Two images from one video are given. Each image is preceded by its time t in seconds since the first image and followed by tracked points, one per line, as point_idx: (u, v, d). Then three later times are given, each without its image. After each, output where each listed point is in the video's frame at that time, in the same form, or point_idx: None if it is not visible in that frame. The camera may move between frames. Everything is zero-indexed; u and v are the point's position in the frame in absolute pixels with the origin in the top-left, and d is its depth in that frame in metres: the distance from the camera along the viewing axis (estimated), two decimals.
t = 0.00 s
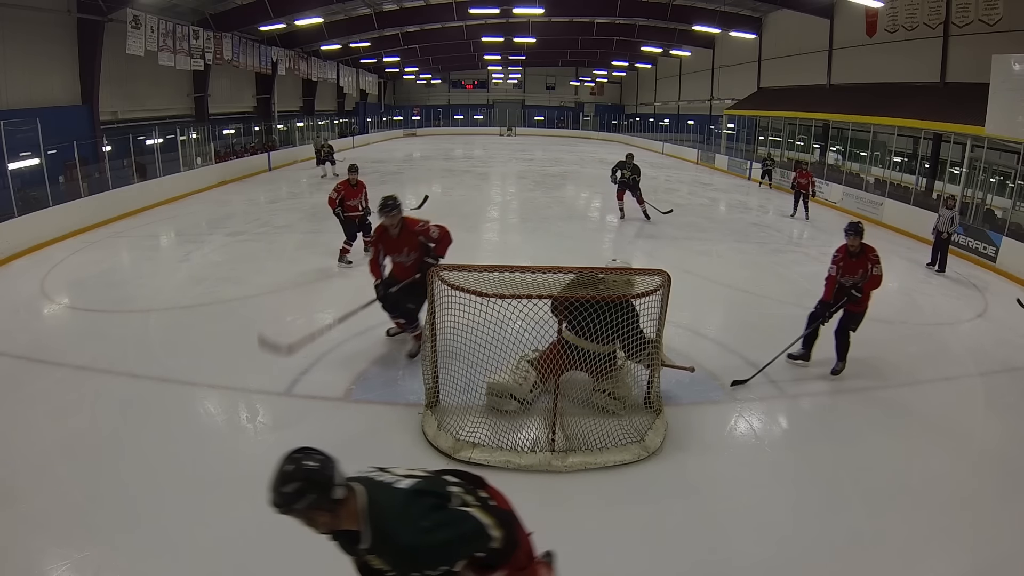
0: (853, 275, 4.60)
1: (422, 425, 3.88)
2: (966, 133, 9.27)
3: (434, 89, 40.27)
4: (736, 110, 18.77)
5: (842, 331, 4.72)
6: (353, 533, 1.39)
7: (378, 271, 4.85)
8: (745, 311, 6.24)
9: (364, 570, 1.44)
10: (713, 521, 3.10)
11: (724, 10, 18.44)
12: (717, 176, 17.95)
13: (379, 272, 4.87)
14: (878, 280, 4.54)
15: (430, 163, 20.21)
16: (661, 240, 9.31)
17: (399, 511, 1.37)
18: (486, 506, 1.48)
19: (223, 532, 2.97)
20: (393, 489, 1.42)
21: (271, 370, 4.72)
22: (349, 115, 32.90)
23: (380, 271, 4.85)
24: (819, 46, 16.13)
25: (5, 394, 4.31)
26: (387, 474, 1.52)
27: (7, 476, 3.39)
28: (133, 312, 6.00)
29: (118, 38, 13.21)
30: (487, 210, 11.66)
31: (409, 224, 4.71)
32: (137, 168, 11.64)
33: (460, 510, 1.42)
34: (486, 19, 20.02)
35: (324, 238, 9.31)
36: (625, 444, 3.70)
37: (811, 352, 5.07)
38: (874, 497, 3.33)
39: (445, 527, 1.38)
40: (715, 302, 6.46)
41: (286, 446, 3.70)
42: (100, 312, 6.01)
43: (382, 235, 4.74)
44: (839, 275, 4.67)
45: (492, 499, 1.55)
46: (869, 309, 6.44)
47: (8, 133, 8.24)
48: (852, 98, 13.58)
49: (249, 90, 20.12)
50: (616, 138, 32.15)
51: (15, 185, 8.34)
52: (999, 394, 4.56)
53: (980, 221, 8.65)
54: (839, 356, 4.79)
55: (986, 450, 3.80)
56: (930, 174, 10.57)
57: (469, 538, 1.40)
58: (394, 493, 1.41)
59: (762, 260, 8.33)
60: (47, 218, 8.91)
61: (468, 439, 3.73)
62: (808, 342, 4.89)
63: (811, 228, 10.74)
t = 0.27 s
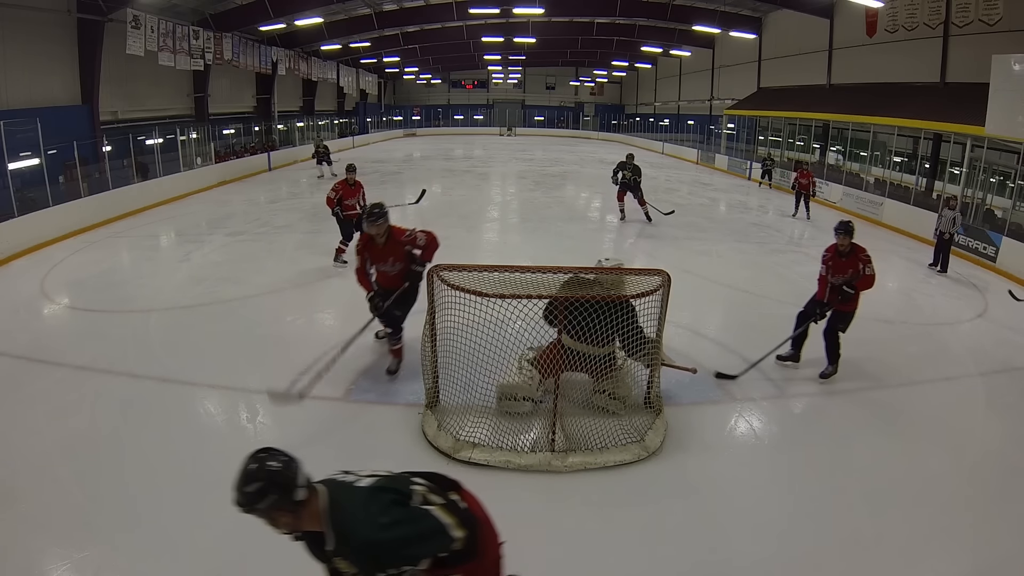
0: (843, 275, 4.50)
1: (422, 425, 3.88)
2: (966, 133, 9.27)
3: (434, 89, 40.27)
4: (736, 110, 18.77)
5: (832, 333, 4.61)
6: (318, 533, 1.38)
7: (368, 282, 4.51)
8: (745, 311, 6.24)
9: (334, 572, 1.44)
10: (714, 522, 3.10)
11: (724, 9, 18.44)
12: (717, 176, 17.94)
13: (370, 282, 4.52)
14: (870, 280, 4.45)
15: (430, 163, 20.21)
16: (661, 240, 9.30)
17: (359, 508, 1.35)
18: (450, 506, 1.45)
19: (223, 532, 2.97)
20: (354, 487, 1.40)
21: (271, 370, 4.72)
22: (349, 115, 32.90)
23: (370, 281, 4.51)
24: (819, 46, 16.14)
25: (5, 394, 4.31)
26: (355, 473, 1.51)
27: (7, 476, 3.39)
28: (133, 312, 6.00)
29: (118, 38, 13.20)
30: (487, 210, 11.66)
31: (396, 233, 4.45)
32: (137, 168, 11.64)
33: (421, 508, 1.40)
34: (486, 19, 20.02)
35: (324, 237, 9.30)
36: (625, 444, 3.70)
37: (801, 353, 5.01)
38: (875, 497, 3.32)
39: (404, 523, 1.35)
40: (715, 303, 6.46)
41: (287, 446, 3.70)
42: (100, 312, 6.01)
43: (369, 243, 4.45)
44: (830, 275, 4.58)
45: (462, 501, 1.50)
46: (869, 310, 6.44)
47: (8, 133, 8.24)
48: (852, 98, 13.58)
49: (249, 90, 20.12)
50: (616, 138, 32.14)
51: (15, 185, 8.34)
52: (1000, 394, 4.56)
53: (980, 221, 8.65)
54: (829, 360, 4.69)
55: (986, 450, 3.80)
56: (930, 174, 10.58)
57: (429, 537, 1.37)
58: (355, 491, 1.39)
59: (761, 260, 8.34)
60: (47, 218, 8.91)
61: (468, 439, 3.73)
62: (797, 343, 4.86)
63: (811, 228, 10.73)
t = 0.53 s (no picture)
0: (833, 274, 4.44)
1: (422, 425, 3.89)
2: (966, 133, 9.27)
3: (434, 89, 40.26)
4: (736, 110, 18.77)
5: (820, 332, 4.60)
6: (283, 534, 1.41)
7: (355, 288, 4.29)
8: (745, 311, 6.24)
9: None
10: (714, 521, 3.10)
11: (724, 9, 18.44)
12: (717, 176, 17.94)
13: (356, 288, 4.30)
14: (862, 279, 4.36)
15: (430, 163, 20.21)
16: (661, 240, 9.30)
17: (321, 509, 1.38)
18: (415, 518, 1.44)
19: (222, 532, 2.97)
20: (318, 488, 1.44)
21: (271, 370, 4.72)
22: (349, 115, 32.89)
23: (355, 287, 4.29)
24: (819, 46, 16.14)
25: (5, 394, 4.31)
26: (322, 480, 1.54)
27: (7, 476, 3.39)
28: (132, 312, 6.00)
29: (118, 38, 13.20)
30: (487, 210, 11.66)
31: (381, 242, 4.21)
32: (137, 168, 11.64)
33: (382, 512, 1.41)
34: (486, 19, 20.02)
35: (324, 237, 9.31)
36: (625, 444, 3.70)
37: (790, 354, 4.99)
38: (875, 497, 3.32)
39: (361, 529, 1.36)
40: (715, 303, 6.47)
41: (287, 446, 3.70)
42: (100, 312, 6.01)
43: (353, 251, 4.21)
44: (819, 274, 4.52)
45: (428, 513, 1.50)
46: (869, 309, 6.44)
47: (8, 133, 8.24)
48: (852, 98, 13.58)
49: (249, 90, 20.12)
50: (616, 138, 32.13)
51: (15, 185, 8.34)
52: (1000, 394, 4.56)
53: (980, 221, 8.65)
54: (818, 361, 4.67)
55: (986, 451, 3.80)
56: (930, 174, 10.59)
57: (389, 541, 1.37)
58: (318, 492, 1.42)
59: (761, 260, 8.34)
60: (47, 218, 8.91)
61: (468, 439, 3.73)
62: (786, 344, 4.83)
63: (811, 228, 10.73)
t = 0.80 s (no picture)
0: (821, 273, 4.39)
1: (422, 425, 3.88)
2: (966, 133, 9.27)
3: (434, 89, 40.26)
4: (736, 109, 18.77)
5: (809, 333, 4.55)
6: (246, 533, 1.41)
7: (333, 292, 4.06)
8: (745, 310, 6.25)
9: None
10: (714, 521, 3.10)
11: (724, 10, 18.44)
12: (717, 176, 17.94)
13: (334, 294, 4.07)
14: (851, 278, 4.35)
15: (430, 163, 20.22)
16: (661, 240, 9.30)
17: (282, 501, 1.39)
18: (373, 524, 1.37)
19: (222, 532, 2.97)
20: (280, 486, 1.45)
21: (270, 370, 4.72)
22: (349, 115, 32.88)
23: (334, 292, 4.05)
24: (819, 46, 16.14)
25: (5, 394, 4.31)
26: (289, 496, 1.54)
27: (6, 476, 3.39)
28: (132, 312, 6.00)
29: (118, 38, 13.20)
30: (487, 210, 11.66)
31: (363, 253, 3.91)
32: (137, 168, 11.64)
33: (336, 511, 1.35)
34: (486, 19, 20.02)
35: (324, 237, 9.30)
36: (625, 444, 3.70)
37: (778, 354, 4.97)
38: (875, 497, 3.32)
39: (317, 530, 1.30)
40: (715, 302, 6.47)
41: (287, 446, 3.70)
42: (100, 312, 6.01)
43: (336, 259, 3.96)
44: (807, 272, 4.47)
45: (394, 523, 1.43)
46: (869, 309, 6.44)
47: (8, 133, 8.24)
48: (852, 98, 13.58)
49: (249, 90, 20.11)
50: (616, 138, 32.13)
51: (15, 185, 8.34)
52: (999, 394, 4.56)
53: (981, 221, 8.65)
54: (806, 361, 4.62)
55: (986, 450, 3.80)
56: (930, 174, 10.59)
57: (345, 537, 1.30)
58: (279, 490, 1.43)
59: (761, 260, 8.34)
60: (47, 218, 8.91)
61: (468, 439, 3.73)
62: (775, 345, 4.80)
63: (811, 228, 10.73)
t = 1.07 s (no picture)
0: (809, 271, 4.38)
1: (422, 425, 3.88)
2: (966, 133, 9.28)
3: (434, 89, 40.26)
4: (736, 109, 18.78)
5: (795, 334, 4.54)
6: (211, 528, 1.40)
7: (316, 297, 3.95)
8: (745, 310, 6.24)
9: None
10: (714, 520, 3.11)
11: (724, 10, 18.44)
12: (717, 176, 17.94)
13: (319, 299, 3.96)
14: (839, 276, 4.34)
15: (430, 163, 20.22)
16: (661, 240, 9.30)
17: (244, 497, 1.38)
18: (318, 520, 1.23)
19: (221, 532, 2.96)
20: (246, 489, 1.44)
21: (270, 371, 4.71)
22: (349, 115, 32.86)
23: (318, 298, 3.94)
24: (819, 46, 16.14)
25: (5, 394, 4.31)
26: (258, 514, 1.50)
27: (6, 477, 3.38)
28: (132, 312, 6.00)
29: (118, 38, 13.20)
30: (487, 210, 11.66)
31: (341, 266, 3.73)
32: (137, 168, 11.64)
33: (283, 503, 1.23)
34: (486, 19, 20.02)
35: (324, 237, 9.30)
36: (625, 444, 3.70)
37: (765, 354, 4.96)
38: (875, 498, 3.32)
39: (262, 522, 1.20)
40: (715, 302, 6.47)
41: (287, 446, 3.70)
42: (100, 312, 6.00)
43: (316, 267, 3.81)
44: (794, 271, 4.46)
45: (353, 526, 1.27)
46: (869, 309, 6.44)
47: (8, 133, 8.24)
48: (852, 98, 13.58)
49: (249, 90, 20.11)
50: (616, 138, 32.14)
51: (15, 185, 8.34)
52: (999, 394, 4.56)
53: (981, 221, 8.65)
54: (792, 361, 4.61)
55: (986, 450, 3.80)
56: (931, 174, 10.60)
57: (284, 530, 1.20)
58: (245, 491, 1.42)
59: (761, 260, 8.34)
60: (47, 218, 8.91)
61: (468, 439, 3.73)
62: (763, 345, 4.79)
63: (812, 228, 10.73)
